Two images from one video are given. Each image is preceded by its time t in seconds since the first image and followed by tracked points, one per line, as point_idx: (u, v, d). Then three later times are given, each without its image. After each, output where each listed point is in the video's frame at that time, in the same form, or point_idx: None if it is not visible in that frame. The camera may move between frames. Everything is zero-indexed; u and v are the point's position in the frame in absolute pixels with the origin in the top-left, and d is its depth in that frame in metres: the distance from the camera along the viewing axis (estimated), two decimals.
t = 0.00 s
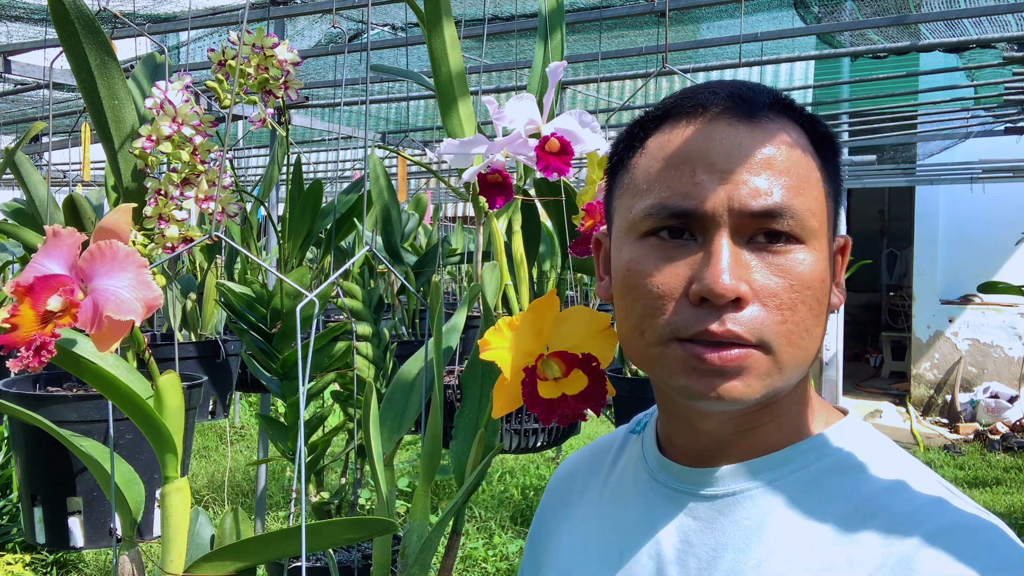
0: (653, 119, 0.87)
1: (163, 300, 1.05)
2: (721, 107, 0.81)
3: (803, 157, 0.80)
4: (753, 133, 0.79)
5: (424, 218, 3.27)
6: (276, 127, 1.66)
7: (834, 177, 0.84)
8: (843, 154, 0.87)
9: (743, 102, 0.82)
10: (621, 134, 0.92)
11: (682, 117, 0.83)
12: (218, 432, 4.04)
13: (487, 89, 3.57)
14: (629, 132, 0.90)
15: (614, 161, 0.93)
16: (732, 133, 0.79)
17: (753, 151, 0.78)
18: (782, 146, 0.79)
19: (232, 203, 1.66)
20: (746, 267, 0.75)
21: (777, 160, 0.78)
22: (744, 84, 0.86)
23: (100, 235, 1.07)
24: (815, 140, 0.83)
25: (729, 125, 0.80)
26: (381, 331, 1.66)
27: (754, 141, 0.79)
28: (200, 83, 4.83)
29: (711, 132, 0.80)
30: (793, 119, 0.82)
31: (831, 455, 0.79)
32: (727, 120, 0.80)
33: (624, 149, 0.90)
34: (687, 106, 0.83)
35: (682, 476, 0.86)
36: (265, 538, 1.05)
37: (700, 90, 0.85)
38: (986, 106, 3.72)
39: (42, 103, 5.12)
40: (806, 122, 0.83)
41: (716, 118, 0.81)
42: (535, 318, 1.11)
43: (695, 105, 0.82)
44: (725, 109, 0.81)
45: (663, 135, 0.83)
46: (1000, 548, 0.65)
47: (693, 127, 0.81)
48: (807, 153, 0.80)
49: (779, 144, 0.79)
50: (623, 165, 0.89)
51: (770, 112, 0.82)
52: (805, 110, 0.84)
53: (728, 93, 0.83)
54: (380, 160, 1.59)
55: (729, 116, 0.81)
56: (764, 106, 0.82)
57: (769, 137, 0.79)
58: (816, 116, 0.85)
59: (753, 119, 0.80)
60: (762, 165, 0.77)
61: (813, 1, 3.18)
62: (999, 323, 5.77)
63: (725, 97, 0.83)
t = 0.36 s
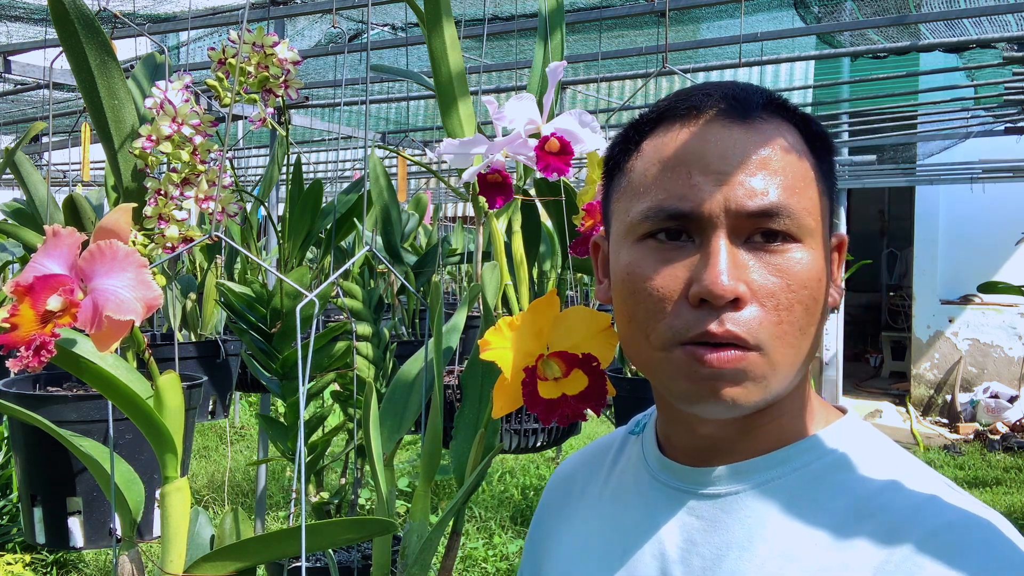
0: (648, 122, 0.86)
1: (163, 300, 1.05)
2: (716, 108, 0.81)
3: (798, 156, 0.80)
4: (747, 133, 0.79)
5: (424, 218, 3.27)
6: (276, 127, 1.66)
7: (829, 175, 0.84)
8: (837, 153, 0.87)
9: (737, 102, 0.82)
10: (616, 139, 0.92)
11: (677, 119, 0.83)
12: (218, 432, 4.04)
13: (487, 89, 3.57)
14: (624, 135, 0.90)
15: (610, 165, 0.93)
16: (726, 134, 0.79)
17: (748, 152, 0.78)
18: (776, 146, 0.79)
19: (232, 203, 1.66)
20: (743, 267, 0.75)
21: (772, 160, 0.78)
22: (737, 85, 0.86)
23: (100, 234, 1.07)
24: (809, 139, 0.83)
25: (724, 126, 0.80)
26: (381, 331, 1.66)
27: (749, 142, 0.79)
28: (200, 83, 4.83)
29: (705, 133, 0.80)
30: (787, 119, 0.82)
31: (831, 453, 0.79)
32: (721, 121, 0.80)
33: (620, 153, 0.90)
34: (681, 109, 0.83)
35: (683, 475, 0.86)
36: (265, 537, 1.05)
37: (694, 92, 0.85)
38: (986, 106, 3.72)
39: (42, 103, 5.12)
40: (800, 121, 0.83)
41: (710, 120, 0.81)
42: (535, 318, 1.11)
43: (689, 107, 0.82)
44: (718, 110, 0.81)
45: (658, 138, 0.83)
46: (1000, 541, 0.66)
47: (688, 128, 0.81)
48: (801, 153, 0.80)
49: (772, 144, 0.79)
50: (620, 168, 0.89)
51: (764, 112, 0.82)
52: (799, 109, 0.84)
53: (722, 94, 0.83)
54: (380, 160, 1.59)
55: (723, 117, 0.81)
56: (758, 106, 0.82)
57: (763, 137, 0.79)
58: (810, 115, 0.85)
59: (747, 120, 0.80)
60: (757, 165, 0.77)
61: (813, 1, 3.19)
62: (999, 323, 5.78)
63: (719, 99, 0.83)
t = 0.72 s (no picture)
0: (659, 116, 0.87)
1: (163, 300, 1.05)
2: (727, 102, 0.82)
3: (808, 153, 0.80)
4: (758, 128, 0.80)
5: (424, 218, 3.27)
6: (276, 127, 1.66)
7: (837, 175, 0.84)
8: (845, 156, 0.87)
9: (748, 97, 0.82)
10: (626, 134, 0.92)
11: (688, 113, 0.83)
12: (218, 432, 4.04)
13: (487, 89, 3.57)
14: (634, 130, 0.90)
15: (619, 160, 0.93)
16: (738, 128, 0.80)
17: (759, 145, 0.78)
18: (786, 141, 0.79)
19: (232, 203, 1.66)
20: (750, 258, 0.75)
21: (782, 155, 0.78)
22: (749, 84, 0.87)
23: (100, 234, 1.07)
24: (819, 137, 0.83)
25: (735, 120, 0.80)
26: (382, 331, 1.66)
27: (760, 136, 0.79)
28: (200, 82, 4.83)
29: (717, 127, 0.80)
30: (797, 117, 0.83)
31: (834, 454, 0.80)
32: (732, 115, 0.81)
33: (629, 147, 0.90)
34: (692, 102, 0.83)
35: (686, 475, 0.86)
36: (264, 537, 1.05)
37: (706, 88, 0.85)
38: (986, 106, 3.71)
39: (42, 103, 5.12)
40: (810, 121, 0.84)
41: (721, 114, 0.81)
42: (536, 318, 1.11)
43: (700, 101, 0.83)
44: (730, 104, 0.82)
45: (669, 131, 0.83)
46: (1005, 543, 0.66)
47: (699, 121, 0.82)
48: (811, 150, 0.80)
49: (783, 139, 0.79)
50: (629, 162, 0.89)
51: (775, 109, 0.82)
52: (809, 110, 0.85)
53: (733, 90, 0.83)
54: (381, 160, 1.59)
55: (734, 111, 0.81)
56: (769, 103, 0.82)
57: (774, 132, 0.80)
58: (819, 117, 0.85)
59: (758, 115, 0.81)
60: (767, 158, 0.78)
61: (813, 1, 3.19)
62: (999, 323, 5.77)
63: (730, 94, 0.83)
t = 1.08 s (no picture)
0: (639, 135, 0.85)
1: (163, 300, 1.05)
2: (703, 122, 0.79)
3: (793, 166, 0.78)
4: (734, 149, 0.77)
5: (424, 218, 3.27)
6: (276, 127, 1.66)
7: (830, 174, 0.82)
8: (837, 145, 0.84)
9: (725, 114, 0.80)
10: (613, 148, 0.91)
11: (665, 135, 0.81)
12: (218, 432, 4.04)
13: (487, 89, 3.57)
14: (620, 144, 0.89)
15: (610, 171, 0.93)
16: (714, 153, 0.78)
17: (736, 170, 0.76)
18: (766, 161, 0.77)
19: (232, 203, 1.66)
20: (735, 287, 0.75)
21: (762, 176, 0.76)
22: (728, 88, 0.83)
23: (100, 235, 1.07)
24: (805, 141, 0.80)
25: (711, 142, 0.78)
26: (382, 331, 1.66)
27: (738, 159, 0.77)
28: (199, 82, 4.83)
29: (692, 152, 0.79)
30: (779, 124, 0.80)
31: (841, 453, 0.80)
32: (708, 136, 0.79)
33: (617, 164, 0.89)
34: (669, 124, 0.81)
35: (693, 473, 0.86)
36: (264, 537, 1.05)
37: (682, 103, 0.83)
38: (986, 106, 3.71)
39: (42, 103, 5.13)
40: (794, 123, 0.81)
41: (697, 136, 0.79)
42: (536, 317, 1.11)
43: (675, 123, 0.81)
44: (705, 125, 0.79)
45: (647, 156, 0.82)
46: (1004, 541, 0.67)
47: (674, 147, 0.80)
48: (796, 162, 0.78)
49: (761, 159, 0.77)
50: (617, 180, 0.89)
51: (754, 122, 0.79)
52: (793, 108, 0.82)
53: (710, 105, 0.81)
54: (380, 160, 1.59)
55: (710, 132, 0.79)
56: (747, 116, 0.79)
57: (752, 152, 0.77)
58: (806, 112, 0.82)
59: (735, 134, 0.78)
60: (746, 184, 0.76)
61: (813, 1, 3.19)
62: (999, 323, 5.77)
63: (706, 111, 0.80)
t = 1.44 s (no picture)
0: (632, 145, 0.85)
1: (163, 300, 1.05)
2: (694, 135, 0.79)
3: (787, 180, 0.77)
4: (724, 164, 0.77)
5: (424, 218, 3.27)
6: (276, 127, 1.66)
7: (829, 185, 0.81)
8: (836, 153, 0.83)
9: (716, 127, 0.79)
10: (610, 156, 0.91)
11: (657, 147, 0.81)
12: (218, 432, 4.04)
13: (487, 89, 3.57)
14: (616, 153, 0.89)
15: (608, 178, 0.93)
16: (703, 168, 0.77)
17: (725, 186, 0.75)
18: (758, 175, 0.76)
19: (232, 203, 1.66)
20: (724, 306, 0.75)
21: (753, 192, 0.75)
22: (723, 97, 0.82)
23: (100, 235, 1.07)
24: (801, 152, 0.79)
25: (701, 157, 0.77)
26: (381, 331, 1.66)
27: (728, 174, 0.76)
28: (199, 82, 4.82)
29: (682, 166, 0.78)
30: (774, 136, 0.78)
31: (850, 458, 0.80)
32: (699, 151, 0.78)
33: (613, 173, 0.89)
34: (660, 136, 0.81)
35: (695, 477, 0.86)
36: (264, 537, 1.05)
37: (675, 114, 0.82)
38: (986, 106, 3.71)
39: (42, 103, 5.12)
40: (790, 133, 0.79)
41: (688, 150, 0.78)
42: (536, 317, 1.11)
43: (666, 135, 0.80)
44: (695, 138, 0.79)
45: (638, 169, 0.82)
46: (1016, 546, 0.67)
47: (665, 162, 0.79)
48: (790, 175, 0.77)
49: (752, 172, 0.76)
50: (613, 189, 0.89)
51: (745, 135, 0.78)
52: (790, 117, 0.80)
53: (702, 117, 0.80)
54: (380, 160, 1.59)
55: (700, 146, 0.78)
56: (739, 129, 0.78)
57: (743, 166, 0.76)
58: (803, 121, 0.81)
59: (726, 148, 0.77)
60: (735, 201, 0.75)
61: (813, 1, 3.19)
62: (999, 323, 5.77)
63: (698, 123, 0.80)
